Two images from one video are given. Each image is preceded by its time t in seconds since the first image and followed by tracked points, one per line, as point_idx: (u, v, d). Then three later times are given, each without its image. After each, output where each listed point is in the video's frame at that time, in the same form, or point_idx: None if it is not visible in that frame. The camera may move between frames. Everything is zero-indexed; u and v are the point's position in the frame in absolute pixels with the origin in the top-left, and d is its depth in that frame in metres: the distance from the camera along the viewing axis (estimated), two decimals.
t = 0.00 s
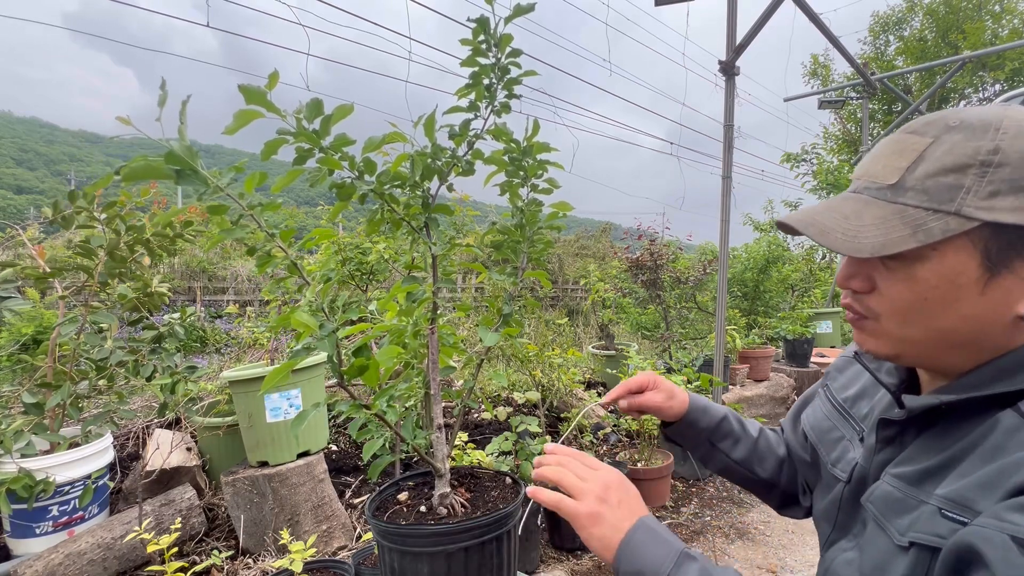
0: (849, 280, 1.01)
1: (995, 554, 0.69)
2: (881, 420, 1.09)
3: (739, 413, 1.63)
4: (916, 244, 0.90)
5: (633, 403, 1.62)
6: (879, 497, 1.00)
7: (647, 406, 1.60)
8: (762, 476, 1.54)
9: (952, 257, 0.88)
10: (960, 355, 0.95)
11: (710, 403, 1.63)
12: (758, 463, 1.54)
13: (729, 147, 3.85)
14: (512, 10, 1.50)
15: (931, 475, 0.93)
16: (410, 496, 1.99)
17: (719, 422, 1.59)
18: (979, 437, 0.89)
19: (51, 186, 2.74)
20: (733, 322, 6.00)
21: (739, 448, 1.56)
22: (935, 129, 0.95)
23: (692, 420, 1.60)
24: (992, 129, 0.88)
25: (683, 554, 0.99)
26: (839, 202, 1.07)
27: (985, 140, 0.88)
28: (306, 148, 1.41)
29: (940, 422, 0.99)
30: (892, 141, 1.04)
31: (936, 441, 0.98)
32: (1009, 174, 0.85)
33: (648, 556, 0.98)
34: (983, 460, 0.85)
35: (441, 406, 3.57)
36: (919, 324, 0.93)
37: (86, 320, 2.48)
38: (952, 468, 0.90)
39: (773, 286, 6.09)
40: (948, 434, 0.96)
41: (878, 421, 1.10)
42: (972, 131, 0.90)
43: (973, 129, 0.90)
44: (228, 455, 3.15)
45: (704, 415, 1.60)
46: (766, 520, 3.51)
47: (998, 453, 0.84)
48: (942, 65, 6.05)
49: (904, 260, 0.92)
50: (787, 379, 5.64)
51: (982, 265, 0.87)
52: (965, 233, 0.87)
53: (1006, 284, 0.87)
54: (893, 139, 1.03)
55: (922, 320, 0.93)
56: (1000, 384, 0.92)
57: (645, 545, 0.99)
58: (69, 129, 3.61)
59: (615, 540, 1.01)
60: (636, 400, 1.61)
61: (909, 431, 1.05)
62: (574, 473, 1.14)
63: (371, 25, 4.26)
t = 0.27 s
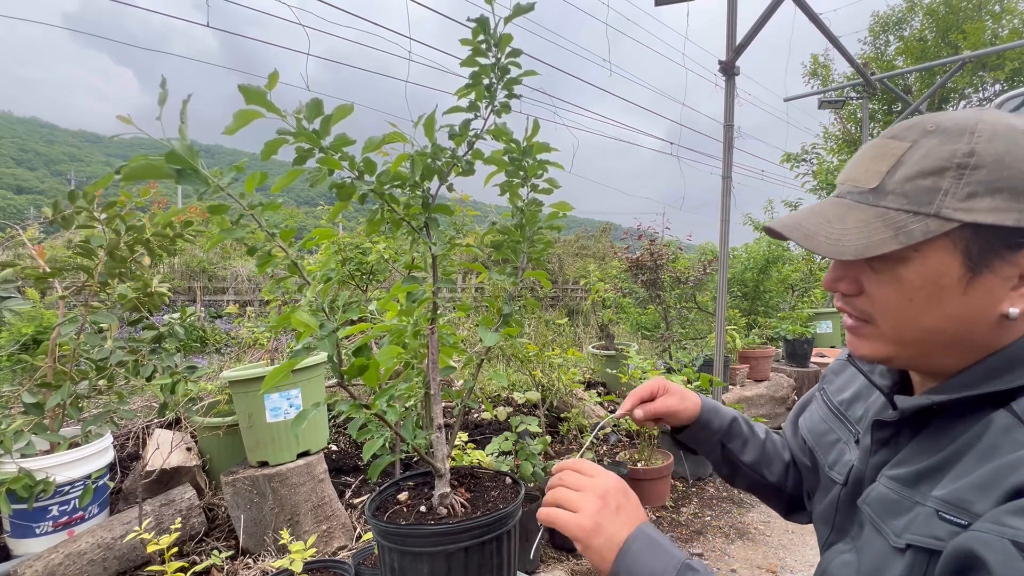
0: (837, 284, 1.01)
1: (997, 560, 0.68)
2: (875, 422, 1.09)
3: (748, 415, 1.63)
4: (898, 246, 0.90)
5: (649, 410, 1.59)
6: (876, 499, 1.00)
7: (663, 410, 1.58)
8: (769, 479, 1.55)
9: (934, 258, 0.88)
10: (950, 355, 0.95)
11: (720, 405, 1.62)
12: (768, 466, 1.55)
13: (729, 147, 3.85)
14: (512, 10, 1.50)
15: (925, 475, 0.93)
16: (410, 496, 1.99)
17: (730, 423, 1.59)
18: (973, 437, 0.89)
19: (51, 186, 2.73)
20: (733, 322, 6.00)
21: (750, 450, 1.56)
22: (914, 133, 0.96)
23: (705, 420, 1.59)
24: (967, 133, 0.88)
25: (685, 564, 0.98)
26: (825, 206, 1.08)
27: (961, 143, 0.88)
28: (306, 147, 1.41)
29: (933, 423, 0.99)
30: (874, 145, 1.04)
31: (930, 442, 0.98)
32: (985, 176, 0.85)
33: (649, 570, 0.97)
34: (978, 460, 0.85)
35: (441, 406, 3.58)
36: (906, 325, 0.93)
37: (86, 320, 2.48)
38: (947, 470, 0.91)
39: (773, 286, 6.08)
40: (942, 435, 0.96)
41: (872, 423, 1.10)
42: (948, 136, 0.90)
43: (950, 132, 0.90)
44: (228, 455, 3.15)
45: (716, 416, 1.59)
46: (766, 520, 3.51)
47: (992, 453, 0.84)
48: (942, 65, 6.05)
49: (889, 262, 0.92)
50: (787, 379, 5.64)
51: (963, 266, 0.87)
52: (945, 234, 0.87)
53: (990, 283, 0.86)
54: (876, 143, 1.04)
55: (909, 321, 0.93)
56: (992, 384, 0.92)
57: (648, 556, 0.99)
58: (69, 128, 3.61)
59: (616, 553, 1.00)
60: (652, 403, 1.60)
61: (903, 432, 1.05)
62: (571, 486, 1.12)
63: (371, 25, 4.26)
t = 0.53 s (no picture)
0: (835, 284, 1.02)
1: (992, 562, 0.68)
2: (873, 422, 1.09)
3: (735, 416, 1.63)
4: (894, 247, 0.90)
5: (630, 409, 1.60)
6: (873, 498, 1.00)
7: (646, 411, 1.58)
8: (757, 479, 1.56)
9: (930, 258, 0.88)
10: (948, 355, 0.95)
11: (706, 407, 1.62)
12: (755, 467, 1.56)
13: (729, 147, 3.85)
14: (512, 10, 1.50)
15: (922, 475, 0.93)
16: (410, 495, 1.99)
17: (716, 425, 1.59)
18: (969, 437, 0.89)
19: (51, 186, 2.73)
20: (733, 322, 6.00)
21: (737, 452, 1.56)
22: (909, 134, 0.96)
23: (690, 423, 1.59)
24: (961, 133, 0.88)
25: (675, 568, 0.99)
26: (821, 207, 1.08)
27: (955, 144, 0.88)
28: (305, 148, 1.41)
29: (931, 422, 0.99)
30: (871, 146, 1.04)
31: (927, 442, 0.98)
32: (979, 176, 0.85)
33: None
34: (973, 460, 0.85)
35: (440, 405, 3.58)
36: (904, 325, 0.93)
37: (86, 320, 2.48)
38: (943, 469, 0.91)
39: (773, 286, 6.09)
40: (939, 434, 0.97)
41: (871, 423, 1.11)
42: (942, 136, 0.90)
43: (944, 133, 0.90)
44: (228, 455, 3.15)
45: (702, 418, 1.59)
46: (766, 520, 3.51)
47: (987, 452, 0.84)
48: (942, 65, 6.05)
49: (884, 263, 0.93)
50: (787, 379, 5.64)
51: (959, 265, 0.87)
52: (941, 234, 0.87)
53: (986, 283, 0.86)
54: (872, 144, 1.04)
55: (906, 321, 0.93)
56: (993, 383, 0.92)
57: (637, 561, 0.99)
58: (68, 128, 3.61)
59: (605, 562, 1.00)
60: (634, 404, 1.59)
61: (902, 432, 1.05)
62: (556, 497, 1.11)
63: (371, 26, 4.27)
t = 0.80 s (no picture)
0: (834, 285, 1.01)
1: (997, 566, 0.68)
2: (873, 423, 1.09)
3: (720, 411, 1.64)
4: (893, 247, 0.90)
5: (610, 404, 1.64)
6: (873, 500, 0.99)
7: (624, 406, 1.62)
8: (740, 472, 1.57)
9: (929, 258, 0.88)
10: (948, 355, 0.95)
11: (689, 401, 1.63)
12: (737, 461, 1.57)
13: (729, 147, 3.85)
14: (512, 10, 1.50)
15: (922, 477, 0.93)
16: (410, 495, 1.99)
17: (697, 420, 1.61)
18: (971, 438, 0.89)
19: (51, 186, 2.73)
20: (733, 322, 6.00)
21: (718, 447, 1.58)
22: (907, 134, 0.96)
23: (671, 418, 1.61)
24: (960, 134, 0.88)
25: None
26: (820, 207, 1.07)
27: (954, 145, 0.88)
28: (305, 148, 1.40)
29: (931, 424, 0.99)
30: (869, 146, 1.04)
31: (927, 443, 0.98)
32: (979, 176, 0.85)
33: None
34: (975, 463, 0.85)
35: (441, 405, 3.58)
36: (903, 325, 0.93)
37: (86, 320, 2.48)
38: (944, 472, 0.91)
39: (773, 286, 6.08)
40: (939, 436, 0.97)
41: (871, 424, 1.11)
42: (941, 137, 0.90)
43: (942, 133, 0.90)
44: (228, 455, 3.15)
45: (684, 414, 1.61)
46: (767, 520, 3.51)
47: (989, 455, 0.84)
48: (942, 65, 6.05)
49: (884, 263, 0.92)
50: (787, 379, 5.64)
51: (959, 265, 0.87)
52: (941, 235, 0.87)
53: (986, 284, 0.86)
54: (871, 145, 1.04)
55: (906, 322, 0.93)
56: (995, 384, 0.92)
57: None
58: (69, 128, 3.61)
59: None
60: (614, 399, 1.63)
61: (901, 433, 1.05)
62: (532, 521, 1.10)
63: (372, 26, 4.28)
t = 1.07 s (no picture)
0: (835, 286, 1.01)
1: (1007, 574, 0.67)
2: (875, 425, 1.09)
3: (706, 407, 1.65)
4: (892, 247, 0.90)
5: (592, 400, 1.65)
6: (876, 502, 0.99)
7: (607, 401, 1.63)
8: (727, 467, 1.59)
9: (930, 257, 0.88)
10: (950, 355, 0.95)
11: (675, 396, 1.64)
12: (724, 456, 1.59)
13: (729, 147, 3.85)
14: (512, 10, 1.50)
15: (925, 479, 0.93)
16: (409, 495, 1.99)
17: (684, 415, 1.61)
18: (975, 441, 0.89)
19: (51, 186, 2.73)
20: (733, 322, 6.00)
21: (705, 442, 1.59)
22: (902, 135, 0.96)
23: (657, 413, 1.61)
24: (955, 133, 0.88)
25: None
26: (818, 209, 1.07)
27: (949, 144, 0.89)
28: (306, 148, 1.40)
29: (933, 425, 0.99)
30: (864, 148, 1.05)
31: (930, 445, 0.97)
32: (976, 175, 0.85)
33: None
34: (981, 466, 0.85)
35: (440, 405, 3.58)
36: (905, 326, 0.93)
37: (86, 320, 2.48)
38: (949, 475, 0.91)
39: (773, 286, 6.08)
40: (942, 437, 0.97)
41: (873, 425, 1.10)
42: (935, 137, 0.90)
43: (937, 134, 0.90)
44: (228, 455, 3.15)
45: (669, 409, 1.61)
46: (766, 520, 3.51)
47: (995, 459, 0.84)
48: (942, 65, 6.04)
49: (884, 263, 0.92)
50: (787, 379, 5.64)
51: (959, 263, 0.87)
52: (940, 233, 0.87)
53: (987, 282, 0.86)
54: (865, 147, 1.05)
55: (908, 322, 0.92)
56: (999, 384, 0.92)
57: None
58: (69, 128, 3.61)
59: None
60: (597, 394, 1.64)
61: (903, 434, 1.05)
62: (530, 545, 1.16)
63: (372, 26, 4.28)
